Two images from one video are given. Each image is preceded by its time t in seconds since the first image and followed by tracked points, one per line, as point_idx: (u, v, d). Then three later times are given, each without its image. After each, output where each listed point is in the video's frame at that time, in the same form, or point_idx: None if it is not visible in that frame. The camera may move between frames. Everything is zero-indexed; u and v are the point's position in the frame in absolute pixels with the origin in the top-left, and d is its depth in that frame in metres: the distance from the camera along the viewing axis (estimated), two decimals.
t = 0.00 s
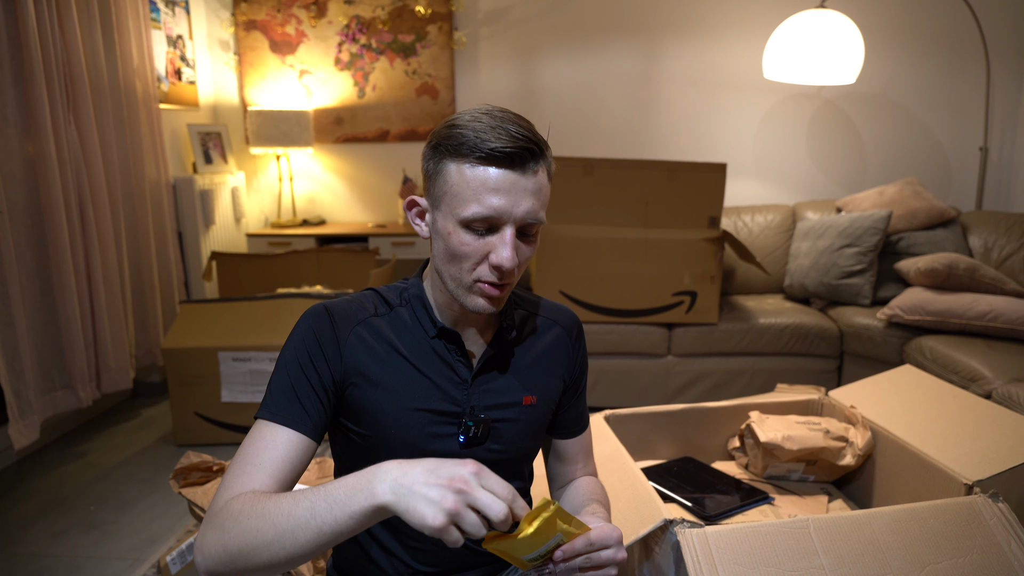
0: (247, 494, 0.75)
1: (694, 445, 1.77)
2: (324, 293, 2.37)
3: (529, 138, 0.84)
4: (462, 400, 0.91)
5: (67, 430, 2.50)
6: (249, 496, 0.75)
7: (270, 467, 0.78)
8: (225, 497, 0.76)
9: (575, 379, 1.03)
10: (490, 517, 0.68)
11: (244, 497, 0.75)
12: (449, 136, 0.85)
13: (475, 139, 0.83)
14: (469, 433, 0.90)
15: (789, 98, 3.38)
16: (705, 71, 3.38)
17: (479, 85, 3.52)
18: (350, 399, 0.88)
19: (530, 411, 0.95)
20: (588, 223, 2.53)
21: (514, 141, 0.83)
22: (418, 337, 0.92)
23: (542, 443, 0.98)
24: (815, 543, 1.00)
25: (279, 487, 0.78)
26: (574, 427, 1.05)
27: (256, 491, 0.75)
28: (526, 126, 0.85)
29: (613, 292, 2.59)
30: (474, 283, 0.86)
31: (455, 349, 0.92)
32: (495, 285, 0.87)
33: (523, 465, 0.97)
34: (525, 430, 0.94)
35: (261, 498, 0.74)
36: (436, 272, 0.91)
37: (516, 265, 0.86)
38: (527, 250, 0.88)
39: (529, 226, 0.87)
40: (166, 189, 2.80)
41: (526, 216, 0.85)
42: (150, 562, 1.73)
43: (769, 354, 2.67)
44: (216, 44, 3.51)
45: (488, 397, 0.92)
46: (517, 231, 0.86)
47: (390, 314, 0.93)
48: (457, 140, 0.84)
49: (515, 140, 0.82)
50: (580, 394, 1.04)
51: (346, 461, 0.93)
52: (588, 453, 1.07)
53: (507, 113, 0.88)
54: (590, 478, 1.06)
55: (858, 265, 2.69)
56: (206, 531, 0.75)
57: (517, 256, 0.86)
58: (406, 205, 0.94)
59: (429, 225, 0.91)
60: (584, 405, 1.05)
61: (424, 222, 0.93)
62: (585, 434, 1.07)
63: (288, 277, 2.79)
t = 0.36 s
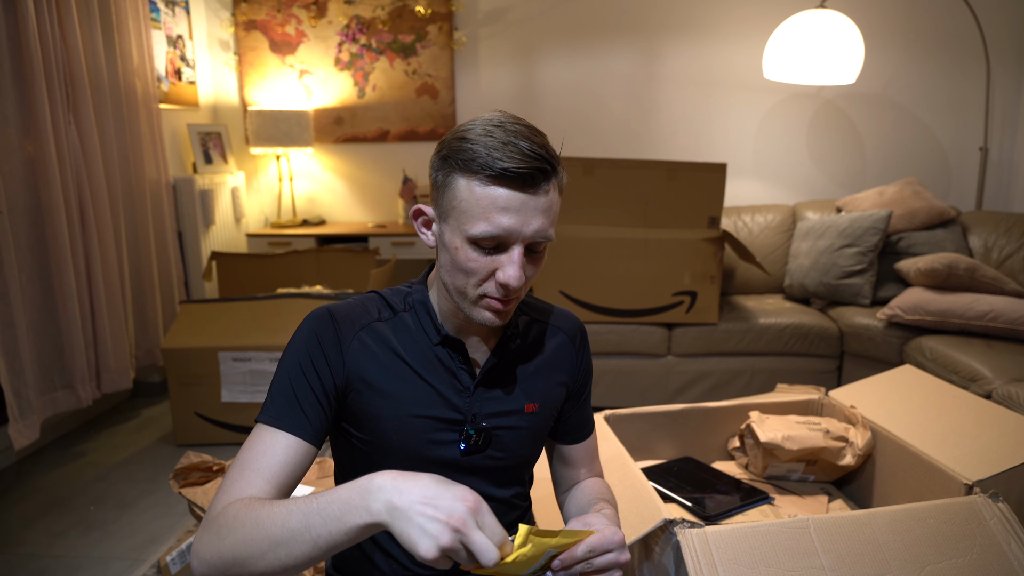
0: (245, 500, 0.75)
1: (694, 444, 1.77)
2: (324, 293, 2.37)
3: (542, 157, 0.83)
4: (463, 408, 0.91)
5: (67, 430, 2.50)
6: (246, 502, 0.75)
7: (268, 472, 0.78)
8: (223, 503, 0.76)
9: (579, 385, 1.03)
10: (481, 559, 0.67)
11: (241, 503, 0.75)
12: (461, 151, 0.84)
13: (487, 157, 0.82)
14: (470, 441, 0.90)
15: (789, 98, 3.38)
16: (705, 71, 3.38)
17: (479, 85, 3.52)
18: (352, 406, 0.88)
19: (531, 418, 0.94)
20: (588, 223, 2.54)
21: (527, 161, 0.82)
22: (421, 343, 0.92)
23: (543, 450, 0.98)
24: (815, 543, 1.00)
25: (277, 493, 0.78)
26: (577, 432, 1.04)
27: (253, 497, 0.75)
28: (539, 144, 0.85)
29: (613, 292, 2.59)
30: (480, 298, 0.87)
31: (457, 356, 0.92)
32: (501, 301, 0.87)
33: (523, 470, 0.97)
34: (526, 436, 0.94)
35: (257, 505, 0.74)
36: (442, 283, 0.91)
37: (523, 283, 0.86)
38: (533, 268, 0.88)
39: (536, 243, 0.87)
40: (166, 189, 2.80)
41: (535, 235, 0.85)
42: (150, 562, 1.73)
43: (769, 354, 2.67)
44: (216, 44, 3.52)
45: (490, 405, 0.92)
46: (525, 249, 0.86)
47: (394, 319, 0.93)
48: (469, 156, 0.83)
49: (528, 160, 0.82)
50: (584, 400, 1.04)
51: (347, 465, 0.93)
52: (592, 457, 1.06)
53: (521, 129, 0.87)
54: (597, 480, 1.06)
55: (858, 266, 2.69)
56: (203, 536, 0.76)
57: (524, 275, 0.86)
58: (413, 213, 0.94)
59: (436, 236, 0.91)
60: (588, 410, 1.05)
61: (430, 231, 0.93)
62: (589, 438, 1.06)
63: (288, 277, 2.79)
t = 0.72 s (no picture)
0: (239, 499, 0.76)
1: (694, 444, 1.77)
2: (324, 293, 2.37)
3: (531, 142, 0.83)
4: (464, 404, 0.91)
5: (67, 430, 2.50)
6: (240, 501, 0.75)
7: (263, 469, 0.79)
8: (221, 500, 0.78)
9: (579, 383, 1.03)
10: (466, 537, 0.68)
11: (235, 503, 0.76)
12: (452, 137, 0.86)
13: (475, 140, 0.83)
14: (471, 436, 0.89)
15: (789, 98, 3.38)
16: (705, 71, 3.38)
17: (479, 85, 3.52)
18: (353, 402, 0.88)
19: (532, 415, 0.94)
20: (588, 223, 2.54)
21: (514, 144, 0.82)
22: (422, 339, 0.92)
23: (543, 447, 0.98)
24: (814, 542, 1.00)
25: (273, 488, 0.79)
26: (576, 431, 1.04)
27: (246, 496, 0.76)
28: (530, 131, 0.85)
29: (613, 292, 2.59)
30: (467, 284, 0.86)
31: (458, 352, 0.92)
32: (489, 288, 0.86)
33: (523, 468, 0.97)
34: (527, 432, 0.94)
35: (249, 505, 0.75)
36: (437, 273, 0.92)
37: (511, 268, 0.85)
38: (523, 255, 0.87)
39: (526, 230, 0.86)
40: (166, 190, 2.80)
41: (521, 220, 0.84)
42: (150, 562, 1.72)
43: (769, 354, 2.67)
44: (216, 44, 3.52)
45: (490, 401, 0.92)
46: (513, 235, 0.85)
47: (394, 316, 0.93)
48: (458, 140, 0.84)
49: (514, 144, 0.82)
50: (584, 397, 1.04)
51: (348, 462, 0.93)
52: (589, 456, 1.07)
53: (516, 118, 0.88)
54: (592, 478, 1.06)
55: (858, 266, 2.69)
56: (203, 532, 0.78)
57: (511, 260, 0.85)
58: (414, 204, 0.95)
59: (433, 226, 0.92)
60: (587, 408, 1.05)
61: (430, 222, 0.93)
62: (588, 436, 1.06)
63: (288, 277, 2.79)
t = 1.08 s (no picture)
0: (258, 503, 0.78)
1: (693, 444, 1.77)
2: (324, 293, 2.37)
3: (531, 138, 0.84)
4: (466, 402, 0.91)
5: (67, 430, 2.50)
6: (259, 505, 0.78)
7: (279, 473, 0.81)
8: (240, 503, 0.80)
9: (579, 381, 1.03)
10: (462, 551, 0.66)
11: (254, 507, 0.78)
12: (453, 135, 0.86)
13: (475, 137, 0.83)
14: (472, 434, 0.89)
15: (789, 98, 3.38)
16: (705, 71, 3.38)
17: (479, 85, 3.52)
18: (356, 401, 0.88)
19: (533, 413, 0.94)
20: (588, 223, 2.54)
21: (513, 140, 0.83)
22: (425, 337, 0.92)
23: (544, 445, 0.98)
24: (814, 542, 1.00)
25: (290, 491, 0.81)
26: (576, 429, 1.04)
27: (265, 500, 0.78)
28: (530, 127, 0.85)
29: (613, 292, 2.59)
30: (470, 280, 0.86)
31: (460, 350, 0.92)
32: (491, 283, 0.86)
33: (524, 467, 0.96)
34: (529, 430, 0.94)
35: (268, 509, 0.77)
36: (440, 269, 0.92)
37: (512, 263, 0.85)
38: (524, 250, 0.87)
39: (526, 225, 0.86)
40: (166, 189, 2.79)
41: (522, 215, 0.84)
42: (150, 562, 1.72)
43: (769, 354, 2.67)
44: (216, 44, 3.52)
45: (492, 399, 0.92)
46: (514, 230, 0.85)
47: (398, 315, 0.93)
48: (459, 137, 0.85)
49: (514, 139, 0.82)
50: (584, 395, 1.04)
51: (352, 461, 0.93)
52: (588, 456, 1.06)
53: (516, 116, 0.88)
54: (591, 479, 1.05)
55: (858, 266, 2.69)
56: (223, 536, 0.80)
57: (512, 255, 0.85)
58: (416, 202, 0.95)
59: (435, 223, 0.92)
60: (587, 407, 1.05)
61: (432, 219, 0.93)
62: (588, 436, 1.06)
63: (288, 277, 2.79)
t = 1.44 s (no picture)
0: (260, 498, 0.78)
1: (693, 444, 1.77)
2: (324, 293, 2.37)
3: (527, 129, 0.84)
4: (466, 399, 0.91)
5: (67, 430, 2.50)
6: (261, 500, 0.78)
7: (280, 468, 0.81)
8: (242, 498, 0.80)
9: (579, 380, 1.03)
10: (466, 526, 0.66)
11: (256, 502, 0.78)
12: (451, 129, 0.87)
13: (473, 129, 0.84)
14: (471, 431, 0.89)
15: (789, 98, 3.38)
16: (705, 71, 3.38)
17: (479, 86, 3.52)
18: (357, 397, 0.88)
19: (532, 412, 0.94)
20: (588, 223, 2.54)
21: (509, 130, 0.83)
22: (426, 334, 0.92)
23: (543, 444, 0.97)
24: (814, 542, 1.00)
25: (291, 486, 0.81)
26: (576, 429, 1.04)
27: (267, 496, 0.78)
28: (527, 119, 0.86)
29: (613, 292, 2.59)
30: (469, 272, 0.86)
31: (460, 348, 0.92)
32: (490, 274, 0.85)
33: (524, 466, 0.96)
34: (528, 428, 0.94)
35: (270, 504, 0.77)
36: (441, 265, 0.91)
37: (510, 253, 0.85)
38: (523, 240, 0.86)
39: (524, 216, 0.85)
40: (166, 190, 2.79)
41: (518, 205, 0.84)
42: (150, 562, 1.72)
43: (769, 354, 2.67)
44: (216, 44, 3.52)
45: (491, 396, 0.92)
46: (511, 220, 0.85)
47: (400, 312, 0.93)
48: (456, 130, 0.85)
49: (511, 129, 0.83)
50: (584, 395, 1.04)
51: (352, 458, 0.93)
52: (587, 457, 1.06)
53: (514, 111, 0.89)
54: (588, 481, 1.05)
55: (859, 265, 2.69)
56: (226, 530, 0.80)
57: (510, 245, 0.84)
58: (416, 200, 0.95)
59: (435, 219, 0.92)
60: (588, 406, 1.05)
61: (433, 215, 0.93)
62: (588, 435, 1.06)
63: (288, 277, 2.79)
